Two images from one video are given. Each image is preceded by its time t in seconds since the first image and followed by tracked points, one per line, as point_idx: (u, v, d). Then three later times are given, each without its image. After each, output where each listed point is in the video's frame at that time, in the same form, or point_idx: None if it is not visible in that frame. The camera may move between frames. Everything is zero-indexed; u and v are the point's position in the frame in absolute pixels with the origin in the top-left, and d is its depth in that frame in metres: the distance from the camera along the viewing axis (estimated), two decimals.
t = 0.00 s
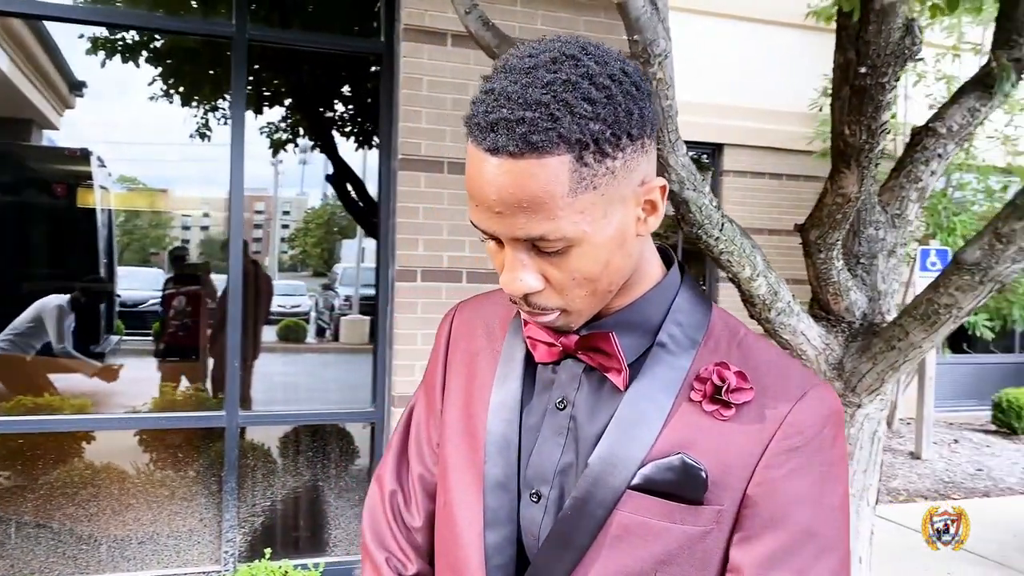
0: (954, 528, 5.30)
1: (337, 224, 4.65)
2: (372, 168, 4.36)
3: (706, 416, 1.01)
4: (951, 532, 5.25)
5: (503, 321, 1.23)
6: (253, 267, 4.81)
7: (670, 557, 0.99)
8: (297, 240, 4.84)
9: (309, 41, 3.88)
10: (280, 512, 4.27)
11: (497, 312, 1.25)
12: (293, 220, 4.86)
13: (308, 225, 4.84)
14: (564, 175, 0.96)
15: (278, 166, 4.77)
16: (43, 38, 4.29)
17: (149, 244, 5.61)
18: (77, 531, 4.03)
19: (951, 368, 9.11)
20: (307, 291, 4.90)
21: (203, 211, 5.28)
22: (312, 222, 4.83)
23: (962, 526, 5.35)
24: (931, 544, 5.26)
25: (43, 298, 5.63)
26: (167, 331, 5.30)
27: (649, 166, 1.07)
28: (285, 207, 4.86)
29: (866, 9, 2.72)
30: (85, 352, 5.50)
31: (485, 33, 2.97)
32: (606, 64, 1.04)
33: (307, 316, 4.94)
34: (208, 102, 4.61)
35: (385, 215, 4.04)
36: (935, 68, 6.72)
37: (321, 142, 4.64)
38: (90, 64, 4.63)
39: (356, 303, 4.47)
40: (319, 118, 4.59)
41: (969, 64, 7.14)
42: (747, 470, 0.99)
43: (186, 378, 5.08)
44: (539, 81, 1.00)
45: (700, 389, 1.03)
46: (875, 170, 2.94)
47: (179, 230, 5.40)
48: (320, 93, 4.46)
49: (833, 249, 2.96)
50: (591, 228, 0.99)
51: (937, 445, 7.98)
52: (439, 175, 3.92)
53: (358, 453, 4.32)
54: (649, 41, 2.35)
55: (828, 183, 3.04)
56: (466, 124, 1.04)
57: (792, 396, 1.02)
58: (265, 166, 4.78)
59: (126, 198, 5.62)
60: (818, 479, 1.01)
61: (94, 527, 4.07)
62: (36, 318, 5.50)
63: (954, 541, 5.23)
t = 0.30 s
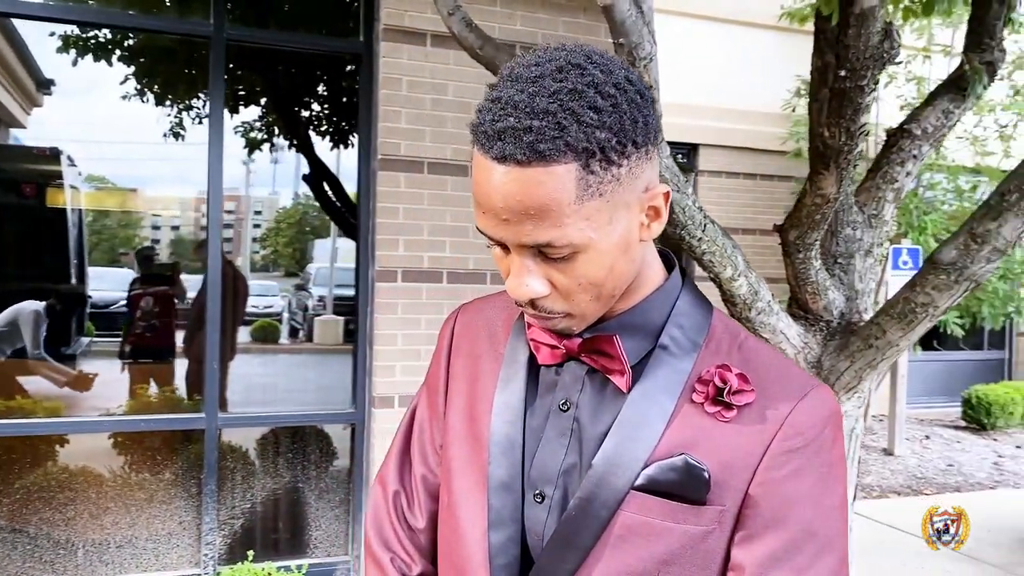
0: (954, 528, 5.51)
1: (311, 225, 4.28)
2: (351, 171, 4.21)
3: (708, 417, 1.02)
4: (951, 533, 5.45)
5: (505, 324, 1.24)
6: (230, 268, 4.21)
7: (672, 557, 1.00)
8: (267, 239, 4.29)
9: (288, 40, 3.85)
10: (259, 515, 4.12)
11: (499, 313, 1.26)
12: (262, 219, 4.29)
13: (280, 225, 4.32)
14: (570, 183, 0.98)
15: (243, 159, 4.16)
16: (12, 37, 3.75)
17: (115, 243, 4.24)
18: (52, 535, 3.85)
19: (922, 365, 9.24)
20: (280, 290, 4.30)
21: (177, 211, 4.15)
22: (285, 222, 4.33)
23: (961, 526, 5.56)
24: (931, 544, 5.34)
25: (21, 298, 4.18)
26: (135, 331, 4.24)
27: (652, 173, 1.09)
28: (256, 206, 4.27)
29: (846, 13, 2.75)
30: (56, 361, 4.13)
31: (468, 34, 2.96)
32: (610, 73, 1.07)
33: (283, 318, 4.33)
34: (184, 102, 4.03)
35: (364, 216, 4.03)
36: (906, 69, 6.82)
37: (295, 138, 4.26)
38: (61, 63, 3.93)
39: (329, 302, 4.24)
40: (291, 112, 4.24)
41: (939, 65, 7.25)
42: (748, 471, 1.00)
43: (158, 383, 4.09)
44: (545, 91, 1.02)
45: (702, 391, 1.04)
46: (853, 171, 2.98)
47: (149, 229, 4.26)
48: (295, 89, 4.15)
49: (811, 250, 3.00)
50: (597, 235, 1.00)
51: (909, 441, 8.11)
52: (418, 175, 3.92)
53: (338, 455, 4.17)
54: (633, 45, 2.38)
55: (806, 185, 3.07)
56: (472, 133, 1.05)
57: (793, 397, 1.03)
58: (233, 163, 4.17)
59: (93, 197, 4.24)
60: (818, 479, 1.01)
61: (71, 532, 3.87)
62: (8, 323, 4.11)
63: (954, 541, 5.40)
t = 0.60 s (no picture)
0: (953, 528, 5.49)
1: (285, 225, 4.27)
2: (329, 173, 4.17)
3: (706, 418, 1.03)
4: (951, 533, 5.44)
5: (504, 325, 1.25)
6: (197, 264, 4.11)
7: (672, 556, 1.01)
8: (238, 239, 4.25)
9: (266, 39, 3.84)
10: (238, 518, 4.11)
11: (498, 315, 1.27)
12: (235, 220, 4.25)
13: (253, 224, 4.28)
14: (571, 189, 0.98)
15: (216, 160, 4.14)
16: None
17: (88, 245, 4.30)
18: (28, 540, 3.80)
19: (893, 363, 9.38)
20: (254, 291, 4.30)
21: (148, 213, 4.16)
22: (257, 221, 4.30)
23: (960, 526, 5.55)
24: (931, 544, 5.37)
25: None
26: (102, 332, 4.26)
27: (650, 177, 1.10)
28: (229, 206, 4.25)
29: (825, 16, 2.78)
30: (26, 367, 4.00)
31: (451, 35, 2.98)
32: (609, 79, 1.07)
33: (256, 318, 4.33)
34: (158, 101, 3.93)
35: (342, 218, 4.02)
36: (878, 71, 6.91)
37: (271, 138, 4.23)
38: (32, 61, 3.80)
39: (303, 302, 4.24)
40: (268, 113, 4.22)
41: (909, 67, 7.36)
42: (746, 470, 1.01)
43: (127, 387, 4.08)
44: (544, 98, 1.03)
45: (700, 392, 1.05)
46: (830, 172, 3.02)
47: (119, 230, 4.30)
48: (272, 89, 4.13)
49: (789, 250, 3.04)
50: (597, 239, 1.01)
51: (882, 437, 8.23)
52: (398, 175, 3.92)
53: (317, 454, 4.15)
54: (618, 48, 2.40)
55: (784, 185, 3.12)
56: (471, 140, 1.06)
57: (789, 396, 1.04)
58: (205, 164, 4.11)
59: (63, 197, 4.18)
60: (814, 478, 1.02)
61: (47, 536, 3.83)
62: None
63: (954, 541, 5.41)
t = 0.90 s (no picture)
0: (954, 528, 5.36)
1: (257, 225, 4.21)
2: (305, 173, 4.13)
3: (701, 417, 1.04)
4: (951, 533, 5.35)
5: (499, 325, 1.26)
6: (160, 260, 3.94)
7: (668, 553, 1.02)
8: (212, 239, 4.14)
9: (243, 38, 3.81)
10: (216, 520, 4.08)
11: (492, 316, 1.28)
12: (207, 220, 4.13)
13: (225, 224, 4.17)
14: (567, 191, 0.97)
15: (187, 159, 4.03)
16: None
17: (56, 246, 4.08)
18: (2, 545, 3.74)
19: (865, 360, 9.49)
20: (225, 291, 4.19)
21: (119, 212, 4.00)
22: (229, 221, 4.19)
23: (962, 524, 5.40)
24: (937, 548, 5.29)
25: None
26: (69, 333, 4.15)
27: (644, 177, 1.09)
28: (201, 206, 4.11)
29: (803, 19, 2.80)
30: None
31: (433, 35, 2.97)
32: (603, 81, 1.06)
33: (230, 319, 4.22)
34: (132, 100, 3.87)
35: (319, 220, 4.00)
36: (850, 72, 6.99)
37: (247, 138, 4.16)
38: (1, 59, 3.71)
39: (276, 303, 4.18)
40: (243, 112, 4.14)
41: (881, 68, 7.45)
42: (741, 467, 1.02)
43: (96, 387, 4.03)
44: (540, 100, 1.02)
45: (695, 390, 1.05)
46: (808, 172, 3.05)
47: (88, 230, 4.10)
48: (245, 89, 4.08)
49: (767, 249, 3.08)
50: (593, 240, 1.01)
51: (855, 434, 8.33)
52: (376, 175, 3.91)
53: (294, 456, 4.13)
54: (601, 49, 2.42)
55: (762, 186, 3.14)
56: (466, 142, 1.05)
57: (782, 394, 1.05)
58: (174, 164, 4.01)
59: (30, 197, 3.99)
60: (808, 474, 1.04)
61: (22, 540, 3.78)
62: None
63: (955, 541, 5.32)
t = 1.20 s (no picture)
0: (954, 529, 5.44)
1: (229, 225, 4.21)
2: (283, 174, 4.10)
3: (698, 414, 1.05)
4: (951, 533, 5.40)
5: (493, 324, 1.26)
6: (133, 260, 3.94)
7: (666, 550, 1.03)
8: (182, 241, 4.11)
9: (219, 37, 3.78)
10: (194, 523, 4.05)
11: (486, 314, 1.28)
12: (179, 221, 4.09)
13: (198, 225, 4.14)
14: (564, 190, 0.96)
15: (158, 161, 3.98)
16: None
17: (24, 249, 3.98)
18: None
19: (839, 359, 9.60)
20: (199, 293, 4.15)
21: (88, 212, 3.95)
22: (201, 222, 4.15)
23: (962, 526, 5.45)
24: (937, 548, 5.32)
25: None
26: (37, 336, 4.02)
27: (639, 175, 1.07)
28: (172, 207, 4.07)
29: (783, 20, 2.83)
30: None
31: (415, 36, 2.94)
32: (599, 80, 1.04)
33: (203, 320, 4.17)
34: (105, 98, 3.83)
35: (298, 222, 3.97)
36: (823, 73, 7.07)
37: (224, 138, 4.15)
38: None
39: (251, 304, 4.14)
40: (217, 112, 4.13)
41: (854, 69, 7.54)
42: (738, 464, 1.03)
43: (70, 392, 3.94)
44: (536, 99, 1.00)
45: (692, 388, 1.07)
46: (787, 172, 3.07)
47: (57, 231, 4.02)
48: (221, 88, 4.06)
49: (747, 248, 3.11)
50: (589, 239, 0.99)
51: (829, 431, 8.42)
52: (356, 174, 3.90)
53: (272, 456, 4.09)
54: (584, 49, 2.43)
55: (742, 185, 3.16)
56: (461, 142, 1.03)
57: (778, 391, 1.07)
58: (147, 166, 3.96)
59: None
60: (803, 470, 1.05)
61: None
62: None
63: (955, 541, 5.36)
